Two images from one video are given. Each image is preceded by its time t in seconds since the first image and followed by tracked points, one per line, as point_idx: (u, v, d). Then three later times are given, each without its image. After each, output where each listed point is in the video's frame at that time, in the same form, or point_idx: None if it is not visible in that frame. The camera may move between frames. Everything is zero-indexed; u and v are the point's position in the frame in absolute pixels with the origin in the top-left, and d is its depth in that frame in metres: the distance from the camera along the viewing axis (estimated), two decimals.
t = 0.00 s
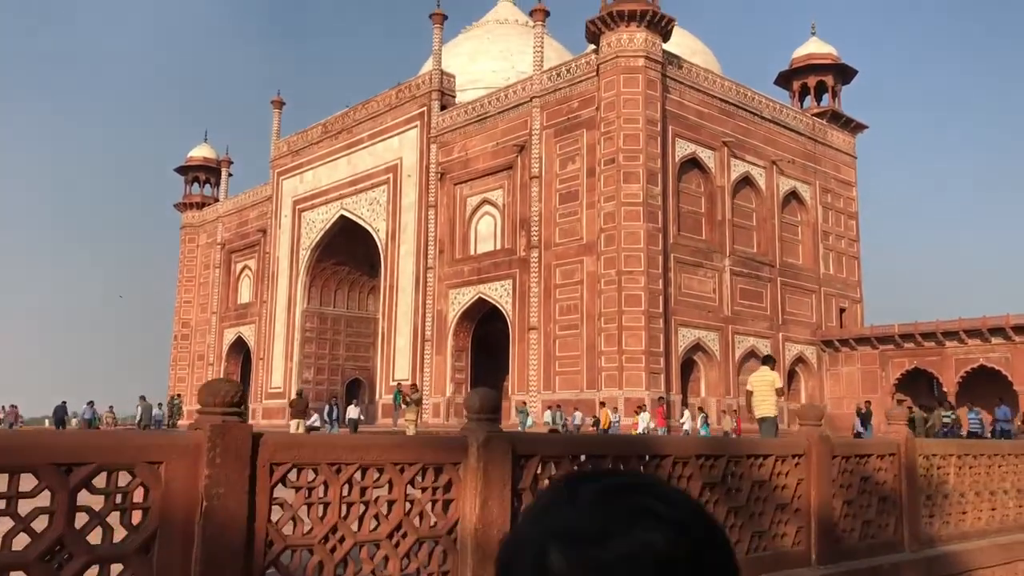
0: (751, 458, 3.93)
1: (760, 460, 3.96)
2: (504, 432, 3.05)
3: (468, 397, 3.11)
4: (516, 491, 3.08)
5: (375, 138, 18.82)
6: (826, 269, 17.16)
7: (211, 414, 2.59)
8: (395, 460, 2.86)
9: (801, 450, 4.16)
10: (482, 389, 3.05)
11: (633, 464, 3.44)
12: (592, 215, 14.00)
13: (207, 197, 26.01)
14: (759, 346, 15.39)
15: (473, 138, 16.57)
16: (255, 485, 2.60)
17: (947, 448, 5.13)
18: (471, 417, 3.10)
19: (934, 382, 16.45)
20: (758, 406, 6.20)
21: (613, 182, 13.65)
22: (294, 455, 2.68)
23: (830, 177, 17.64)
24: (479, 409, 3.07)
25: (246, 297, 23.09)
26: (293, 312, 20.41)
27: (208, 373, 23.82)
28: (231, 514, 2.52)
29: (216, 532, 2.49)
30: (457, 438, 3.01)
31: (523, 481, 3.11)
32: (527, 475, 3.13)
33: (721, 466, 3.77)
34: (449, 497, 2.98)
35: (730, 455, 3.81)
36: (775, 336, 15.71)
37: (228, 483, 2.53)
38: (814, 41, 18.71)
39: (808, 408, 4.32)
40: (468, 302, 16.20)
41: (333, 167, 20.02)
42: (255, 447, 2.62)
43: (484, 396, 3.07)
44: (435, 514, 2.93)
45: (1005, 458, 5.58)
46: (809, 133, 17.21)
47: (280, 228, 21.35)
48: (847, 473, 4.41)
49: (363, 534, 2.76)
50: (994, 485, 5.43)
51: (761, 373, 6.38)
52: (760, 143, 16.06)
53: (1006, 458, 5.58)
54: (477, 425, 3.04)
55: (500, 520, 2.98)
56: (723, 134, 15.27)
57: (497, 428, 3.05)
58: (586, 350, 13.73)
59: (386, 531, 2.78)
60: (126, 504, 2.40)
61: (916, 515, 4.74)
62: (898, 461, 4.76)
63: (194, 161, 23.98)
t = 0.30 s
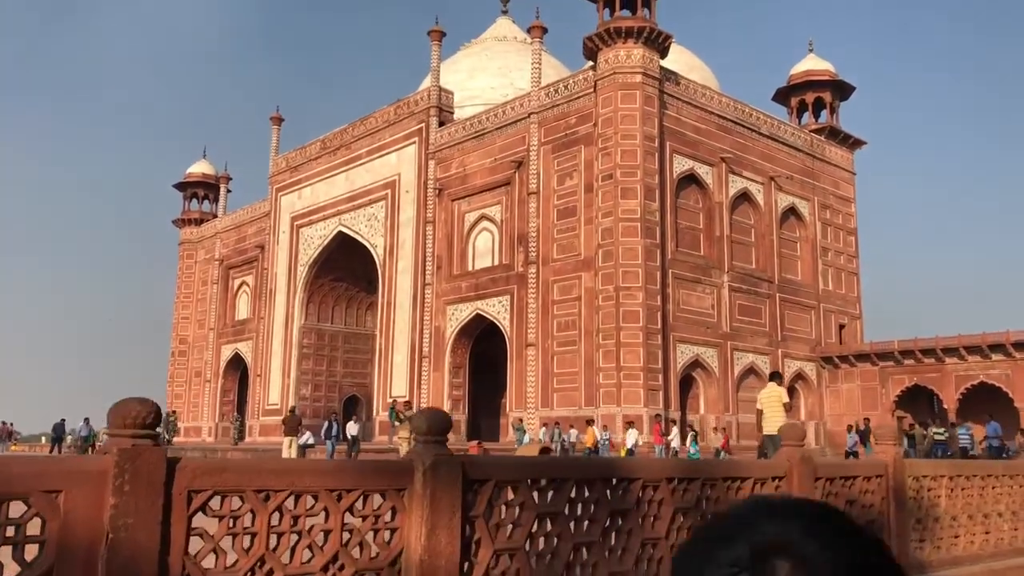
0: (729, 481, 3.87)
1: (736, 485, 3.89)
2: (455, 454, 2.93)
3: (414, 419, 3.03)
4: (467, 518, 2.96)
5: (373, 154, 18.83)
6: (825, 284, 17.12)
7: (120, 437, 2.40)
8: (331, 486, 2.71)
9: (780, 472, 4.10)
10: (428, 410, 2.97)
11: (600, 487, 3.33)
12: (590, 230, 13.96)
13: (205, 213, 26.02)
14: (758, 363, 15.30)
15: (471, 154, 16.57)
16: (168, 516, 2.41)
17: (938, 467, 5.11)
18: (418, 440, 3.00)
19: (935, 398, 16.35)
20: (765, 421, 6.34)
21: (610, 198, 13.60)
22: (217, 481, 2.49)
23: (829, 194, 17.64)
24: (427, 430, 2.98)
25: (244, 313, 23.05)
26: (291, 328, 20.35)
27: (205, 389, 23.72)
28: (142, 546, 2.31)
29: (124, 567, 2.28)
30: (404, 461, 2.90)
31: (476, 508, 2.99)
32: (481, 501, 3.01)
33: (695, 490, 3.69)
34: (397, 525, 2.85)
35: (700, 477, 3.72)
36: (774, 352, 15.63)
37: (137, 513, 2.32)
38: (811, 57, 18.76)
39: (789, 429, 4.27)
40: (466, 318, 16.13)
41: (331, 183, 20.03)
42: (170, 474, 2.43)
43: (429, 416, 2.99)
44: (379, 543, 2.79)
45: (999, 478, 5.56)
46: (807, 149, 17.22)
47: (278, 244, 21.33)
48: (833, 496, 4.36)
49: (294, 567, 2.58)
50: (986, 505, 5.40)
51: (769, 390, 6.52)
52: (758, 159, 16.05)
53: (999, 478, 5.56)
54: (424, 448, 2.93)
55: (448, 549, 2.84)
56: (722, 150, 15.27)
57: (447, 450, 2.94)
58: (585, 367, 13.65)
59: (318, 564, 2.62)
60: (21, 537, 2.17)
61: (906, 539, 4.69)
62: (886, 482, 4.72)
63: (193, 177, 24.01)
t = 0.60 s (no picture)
0: (700, 501, 3.81)
1: (707, 504, 3.84)
2: (393, 473, 2.82)
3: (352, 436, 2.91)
4: (408, 541, 2.84)
5: (371, 170, 18.84)
6: (823, 301, 17.07)
7: (10, 455, 2.28)
8: (253, 507, 2.59)
9: (755, 491, 4.06)
10: (365, 426, 2.84)
11: (556, 508, 3.24)
12: (587, 246, 13.93)
13: (204, 229, 26.00)
14: (756, 379, 15.22)
15: (469, 170, 16.58)
16: (62, 539, 2.28)
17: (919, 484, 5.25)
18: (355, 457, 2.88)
19: (935, 415, 16.24)
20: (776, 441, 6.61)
21: (608, 214, 13.59)
22: (122, 502, 2.38)
23: (827, 210, 17.62)
24: (363, 447, 2.86)
25: (242, 329, 22.98)
26: (288, 344, 20.27)
27: (202, 406, 23.61)
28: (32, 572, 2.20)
29: None
30: (338, 481, 2.79)
31: (417, 530, 2.86)
32: (424, 523, 2.89)
33: (661, 510, 3.62)
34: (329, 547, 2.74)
35: (665, 497, 3.63)
36: (773, 368, 15.55)
37: (25, 538, 2.20)
38: (809, 74, 18.80)
39: (766, 444, 4.16)
40: (464, 334, 16.07)
41: (329, 199, 20.02)
42: (66, 496, 2.30)
43: (368, 429, 2.86)
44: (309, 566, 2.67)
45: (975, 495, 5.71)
46: (805, 166, 17.22)
47: (277, 260, 21.30)
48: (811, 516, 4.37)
49: None
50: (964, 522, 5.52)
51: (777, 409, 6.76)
52: (756, 175, 16.05)
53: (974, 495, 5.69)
54: (360, 466, 2.82)
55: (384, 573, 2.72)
56: (719, 167, 15.27)
57: (386, 467, 2.83)
58: (582, 383, 13.58)
59: None
60: None
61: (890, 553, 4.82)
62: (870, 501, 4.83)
63: (192, 194, 24.02)
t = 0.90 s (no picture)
0: (661, 516, 3.75)
1: (667, 518, 3.77)
2: (312, 483, 2.60)
3: (265, 444, 2.69)
4: (328, 560, 2.61)
5: (369, 186, 18.84)
6: (821, 316, 17.02)
7: None
8: (148, 522, 2.32)
9: (722, 506, 4.03)
10: (277, 434, 2.62)
11: (499, 524, 3.09)
12: (584, 261, 13.89)
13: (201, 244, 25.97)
14: (754, 396, 15.12)
15: (466, 186, 16.57)
16: None
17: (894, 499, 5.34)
18: (268, 470, 2.66)
19: (934, 432, 16.12)
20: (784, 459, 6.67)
21: (605, 229, 13.57)
22: None
23: (825, 226, 17.60)
24: (277, 457, 2.63)
25: (239, 346, 22.92)
26: (285, 361, 20.20)
27: (199, 422, 23.52)
28: None
29: None
30: (248, 493, 2.55)
31: (339, 548, 2.63)
32: (347, 540, 2.66)
33: (617, 526, 3.52)
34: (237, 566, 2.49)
35: (623, 512, 3.54)
36: (772, 385, 15.46)
37: None
38: (805, 90, 18.85)
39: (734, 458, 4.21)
40: (461, 350, 15.99)
41: (327, 215, 20.01)
42: None
43: (284, 438, 2.65)
44: None
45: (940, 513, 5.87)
46: (803, 182, 17.23)
47: (274, 276, 21.27)
48: (784, 532, 4.38)
49: None
50: (929, 539, 5.66)
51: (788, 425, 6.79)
52: (753, 191, 16.03)
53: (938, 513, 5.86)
54: (273, 478, 2.58)
55: None
56: (716, 182, 15.26)
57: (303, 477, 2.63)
58: (579, 400, 13.50)
59: None
60: None
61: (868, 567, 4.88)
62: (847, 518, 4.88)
63: (191, 210, 24.03)
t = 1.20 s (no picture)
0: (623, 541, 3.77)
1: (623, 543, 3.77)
2: (219, 510, 2.49)
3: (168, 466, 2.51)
4: None
5: (367, 202, 18.81)
6: (820, 333, 16.94)
7: None
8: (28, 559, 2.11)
9: (688, 528, 4.08)
10: (181, 459, 2.44)
11: (438, 550, 3.04)
12: (582, 277, 13.83)
13: (199, 260, 25.92)
14: (753, 413, 15.01)
15: (464, 202, 16.54)
16: None
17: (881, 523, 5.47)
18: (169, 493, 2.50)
19: (935, 449, 15.99)
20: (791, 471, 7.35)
21: (602, 245, 13.53)
22: None
23: (823, 241, 17.56)
24: (180, 479, 2.47)
25: (236, 362, 22.83)
26: (282, 377, 20.10)
27: (195, 439, 23.39)
28: None
29: None
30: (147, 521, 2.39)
31: None
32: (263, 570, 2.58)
33: (572, 552, 3.52)
34: None
35: (577, 538, 3.55)
36: (771, 402, 15.36)
37: None
38: (803, 106, 18.86)
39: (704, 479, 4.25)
40: (458, 367, 15.89)
41: (325, 231, 19.97)
42: None
43: (188, 459, 2.49)
44: None
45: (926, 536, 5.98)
46: (801, 198, 17.21)
47: (272, 291, 21.21)
48: (756, 556, 4.46)
49: None
50: (914, 563, 5.70)
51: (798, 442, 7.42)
52: (751, 207, 16.00)
53: (925, 536, 5.96)
54: (174, 503, 2.43)
55: None
56: (714, 198, 15.23)
57: (209, 501, 2.47)
58: (577, 417, 13.40)
59: None
60: None
61: None
62: (824, 541, 4.99)
63: (189, 226, 24.01)
